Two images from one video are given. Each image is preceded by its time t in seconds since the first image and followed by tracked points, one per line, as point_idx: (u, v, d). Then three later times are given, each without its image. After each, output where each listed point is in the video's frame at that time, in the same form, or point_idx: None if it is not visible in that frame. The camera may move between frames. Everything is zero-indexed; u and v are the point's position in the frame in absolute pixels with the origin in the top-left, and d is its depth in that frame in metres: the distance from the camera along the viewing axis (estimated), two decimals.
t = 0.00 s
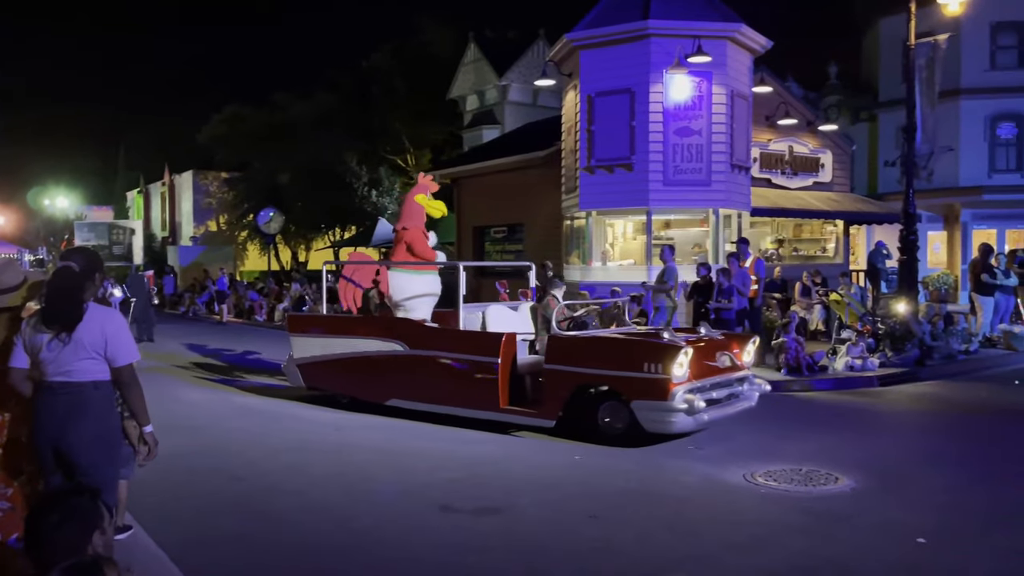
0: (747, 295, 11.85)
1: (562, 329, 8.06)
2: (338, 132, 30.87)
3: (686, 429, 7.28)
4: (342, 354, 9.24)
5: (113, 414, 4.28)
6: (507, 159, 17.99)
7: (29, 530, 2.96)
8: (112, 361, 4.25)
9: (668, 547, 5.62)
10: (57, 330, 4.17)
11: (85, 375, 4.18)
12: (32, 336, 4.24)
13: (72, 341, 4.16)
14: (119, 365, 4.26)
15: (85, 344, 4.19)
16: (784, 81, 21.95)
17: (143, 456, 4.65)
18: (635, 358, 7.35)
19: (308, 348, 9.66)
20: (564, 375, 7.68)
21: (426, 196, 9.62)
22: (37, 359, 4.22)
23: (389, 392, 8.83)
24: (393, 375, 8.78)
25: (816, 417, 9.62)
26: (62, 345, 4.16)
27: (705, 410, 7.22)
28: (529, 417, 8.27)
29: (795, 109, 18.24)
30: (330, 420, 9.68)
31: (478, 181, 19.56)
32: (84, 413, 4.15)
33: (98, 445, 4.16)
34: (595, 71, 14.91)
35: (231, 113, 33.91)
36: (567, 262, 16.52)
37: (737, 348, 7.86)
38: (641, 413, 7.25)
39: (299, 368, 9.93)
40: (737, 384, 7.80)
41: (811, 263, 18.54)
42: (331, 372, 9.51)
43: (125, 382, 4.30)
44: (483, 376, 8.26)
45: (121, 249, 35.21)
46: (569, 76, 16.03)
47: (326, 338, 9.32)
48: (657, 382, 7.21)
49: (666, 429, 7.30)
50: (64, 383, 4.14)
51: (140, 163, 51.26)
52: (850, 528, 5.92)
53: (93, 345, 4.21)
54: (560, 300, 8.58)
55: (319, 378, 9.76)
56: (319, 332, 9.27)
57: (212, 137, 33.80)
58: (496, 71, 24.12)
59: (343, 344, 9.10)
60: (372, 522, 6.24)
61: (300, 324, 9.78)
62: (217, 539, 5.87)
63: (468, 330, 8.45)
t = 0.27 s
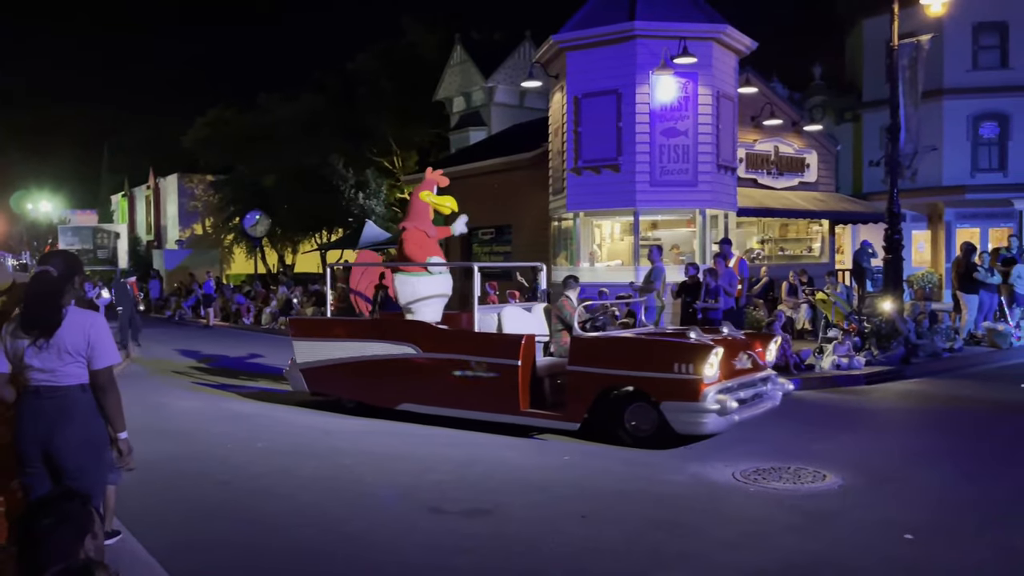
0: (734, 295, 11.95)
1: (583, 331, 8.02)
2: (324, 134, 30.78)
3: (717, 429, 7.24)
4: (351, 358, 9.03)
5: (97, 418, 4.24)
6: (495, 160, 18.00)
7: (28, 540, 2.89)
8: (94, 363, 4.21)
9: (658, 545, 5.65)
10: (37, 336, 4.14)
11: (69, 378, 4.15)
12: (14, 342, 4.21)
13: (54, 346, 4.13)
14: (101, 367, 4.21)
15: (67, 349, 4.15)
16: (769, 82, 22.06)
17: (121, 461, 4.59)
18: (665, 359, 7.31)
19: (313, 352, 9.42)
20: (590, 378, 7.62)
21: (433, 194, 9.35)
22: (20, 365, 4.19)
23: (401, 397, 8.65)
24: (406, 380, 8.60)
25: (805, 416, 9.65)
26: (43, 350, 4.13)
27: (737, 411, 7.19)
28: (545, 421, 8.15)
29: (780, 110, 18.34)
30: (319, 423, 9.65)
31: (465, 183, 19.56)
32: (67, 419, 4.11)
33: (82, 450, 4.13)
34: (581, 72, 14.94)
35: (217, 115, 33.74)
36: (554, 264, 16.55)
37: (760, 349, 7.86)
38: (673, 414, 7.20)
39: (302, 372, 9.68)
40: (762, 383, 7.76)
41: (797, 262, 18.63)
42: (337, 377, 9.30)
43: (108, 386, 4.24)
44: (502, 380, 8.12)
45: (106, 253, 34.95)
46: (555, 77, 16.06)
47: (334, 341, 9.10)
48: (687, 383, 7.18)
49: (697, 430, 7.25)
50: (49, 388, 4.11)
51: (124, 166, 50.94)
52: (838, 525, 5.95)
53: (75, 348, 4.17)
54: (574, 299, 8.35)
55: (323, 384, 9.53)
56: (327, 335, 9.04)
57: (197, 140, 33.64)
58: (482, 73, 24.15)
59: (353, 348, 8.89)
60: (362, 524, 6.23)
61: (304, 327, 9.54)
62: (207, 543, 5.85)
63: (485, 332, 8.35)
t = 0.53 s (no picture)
0: (722, 295, 12.06)
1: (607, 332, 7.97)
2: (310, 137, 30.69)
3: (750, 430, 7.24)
4: (361, 363, 8.86)
5: (84, 424, 4.22)
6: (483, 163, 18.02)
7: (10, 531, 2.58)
8: (81, 370, 4.19)
9: (648, 545, 5.67)
10: (21, 342, 4.12)
11: (56, 386, 4.12)
12: None
13: (40, 354, 4.11)
14: (88, 373, 4.19)
15: (53, 356, 4.13)
16: (755, 83, 22.17)
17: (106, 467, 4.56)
18: (697, 361, 7.31)
19: (320, 357, 9.23)
20: (619, 379, 7.58)
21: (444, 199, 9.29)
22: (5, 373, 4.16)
23: (415, 402, 8.51)
24: (421, 384, 8.46)
25: (793, 416, 9.71)
26: (29, 357, 4.11)
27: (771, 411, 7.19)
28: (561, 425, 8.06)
29: (766, 111, 18.44)
30: (308, 426, 9.64)
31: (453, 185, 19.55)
32: (54, 425, 4.09)
33: (70, 456, 4.11)
34: (569, 75, 14.97)
35: (203, 119, 33.62)
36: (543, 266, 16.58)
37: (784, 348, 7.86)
38: (706, 415, 7.19)
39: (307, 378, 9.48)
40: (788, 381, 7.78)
41: (784, 263, 18.74)
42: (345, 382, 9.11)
43: (96, 392, 4.22)
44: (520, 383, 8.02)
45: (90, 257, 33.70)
46: (543, 80, 16.09)
47: (343, 346, 8.93)
48: (721, 385, 7.18)
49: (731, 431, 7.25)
50: (35, 396, 4.09)
51: (109, 170, 50.59)
52: (826, 523, 5.99)
53: (62, 355, 4.15)
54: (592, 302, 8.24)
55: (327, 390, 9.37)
56: (336, 340, 8.86)
57: (183, 144, 33.47)
58: (468, 76, 24.16)
59: (363, 352, 8.72)
60: (352, 527, 6.23)
61: (310, 332, 9.36)
62: (195, 548, 5.83)
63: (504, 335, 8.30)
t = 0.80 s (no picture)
0: (709, 297, 12.18)
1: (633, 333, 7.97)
2: (296, 140, 30.60)
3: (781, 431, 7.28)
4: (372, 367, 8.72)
5: (74, 429, 4.20)
6: (470, 165, 18.02)
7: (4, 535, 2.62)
8: (70, 374, 4.17)
9: (639, 546, 5.70)
10: (7, 348, 4.08)
11: (45, 391, 4.09)
12: None
13: (28, 360, 4.08)
14: (79, 377, 4.18)
15: (41, 361, 4.11)
16: (741, 86, 22.29)
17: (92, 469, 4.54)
18: (728, 362, 7.34)
19: (329, 363, 9.05)
20: (648, 382, 7.57)
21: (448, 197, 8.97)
22: None
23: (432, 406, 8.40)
24: (437, 388, 8.36)
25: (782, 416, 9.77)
26: (16, 363, 4.08)
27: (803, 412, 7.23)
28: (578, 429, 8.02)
29: (751, 113, 18.56)
30: (297, 430, 9.61)
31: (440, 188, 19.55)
32: (45, 431, 4.06)
33: (60, 462, 4.09)
34: (556, 78, 15.00)
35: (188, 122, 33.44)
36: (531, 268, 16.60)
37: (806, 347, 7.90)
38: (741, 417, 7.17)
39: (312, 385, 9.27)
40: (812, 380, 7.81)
41: (770, 264, 18.85)
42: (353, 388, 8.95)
43: (86, 397, 4.21)
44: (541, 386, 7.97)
45: (75, 262, 33.30)
46: (529, 83, 16.12)
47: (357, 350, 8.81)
48: (753, 386, 7.20)
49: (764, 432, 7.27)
50: (25, 402, 4.06)
51: (93, 174, 50.22)
52: (814, 522, 6.04)
53: (51, 360, 4.13)
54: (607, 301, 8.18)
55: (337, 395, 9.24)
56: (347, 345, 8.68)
57: (168, 147, 33.29)
58: (455, 79, 24.17)
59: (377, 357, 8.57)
60: (344, 530, 6.22)
61: (316, 337, 9.18)
62: (186, 552, 5.80)
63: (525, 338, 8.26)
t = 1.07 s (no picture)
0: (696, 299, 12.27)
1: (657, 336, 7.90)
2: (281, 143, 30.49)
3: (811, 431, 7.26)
4: (386, 372, 8.52)
5: (60, 434, 4.17)
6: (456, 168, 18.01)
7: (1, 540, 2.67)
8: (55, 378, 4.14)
9: (627, 547, 5.72)
10: None
11: (30, 397, 4.06)
12: None
13: (12, 364, 4.04)
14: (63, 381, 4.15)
15: (25, 366, 4.07)
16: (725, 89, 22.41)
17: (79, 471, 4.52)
18: (759, 363, 7.27)
19: (337, 367, 8.81)
20: (676, 384, 7.48)
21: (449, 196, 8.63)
22: None
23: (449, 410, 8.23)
24: (455, 392, 8.19)
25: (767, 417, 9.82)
26: None
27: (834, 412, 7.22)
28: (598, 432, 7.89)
29: (736, 116, 18.67)
30: (284, 434, 9.58)
31: (426, 190, 19.53)
32: (32, 436, 4.03)
33: (46, 467, 4.06)
34: (542, 81, 15.03)
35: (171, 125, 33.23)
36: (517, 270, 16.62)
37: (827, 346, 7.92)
38: (775, 419, 7.11)
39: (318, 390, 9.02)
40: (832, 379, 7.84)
41: (755, 265, 18.97)
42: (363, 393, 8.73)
43: (72, 400, 4.18)
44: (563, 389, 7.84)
45: (57, 267, 32.99)
46: (515, 86, 16.15)
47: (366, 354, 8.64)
48: (786, 388, 7.16)
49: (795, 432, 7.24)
50: (10, 407, 4.02)
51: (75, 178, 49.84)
52: (800, 521, 6.09)
53: (35, 364, 4.09)
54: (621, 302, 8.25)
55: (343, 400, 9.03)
56: (360, 349, 8.45)
57: (151, 150, 33.10)
58: (440, 81, 24.17)
59: (391, 361, 8.36)
60: (332, 533, 6.21)
61: (322, 341, 8.92)
62: (173, 557, 5.77)
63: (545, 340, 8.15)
